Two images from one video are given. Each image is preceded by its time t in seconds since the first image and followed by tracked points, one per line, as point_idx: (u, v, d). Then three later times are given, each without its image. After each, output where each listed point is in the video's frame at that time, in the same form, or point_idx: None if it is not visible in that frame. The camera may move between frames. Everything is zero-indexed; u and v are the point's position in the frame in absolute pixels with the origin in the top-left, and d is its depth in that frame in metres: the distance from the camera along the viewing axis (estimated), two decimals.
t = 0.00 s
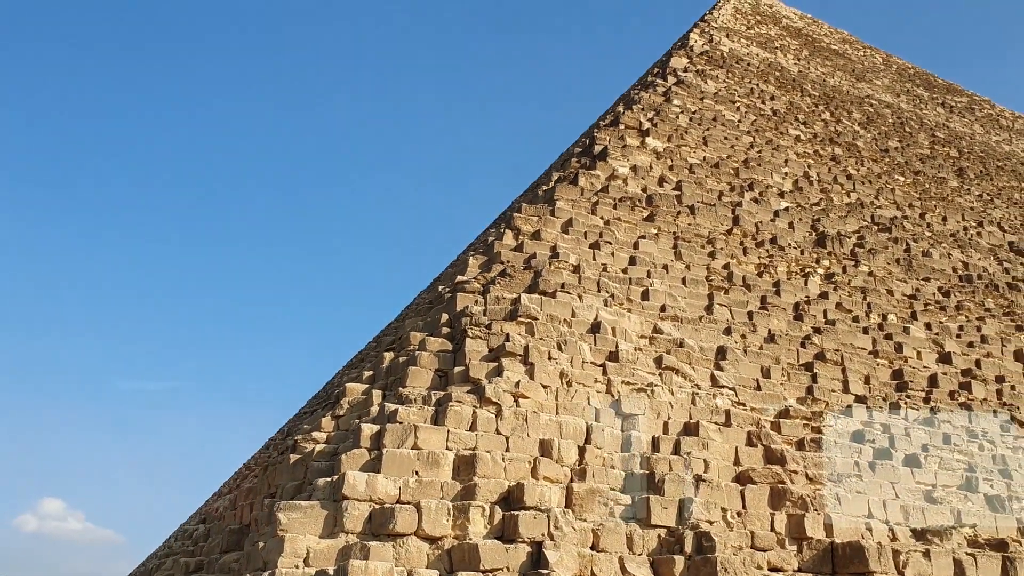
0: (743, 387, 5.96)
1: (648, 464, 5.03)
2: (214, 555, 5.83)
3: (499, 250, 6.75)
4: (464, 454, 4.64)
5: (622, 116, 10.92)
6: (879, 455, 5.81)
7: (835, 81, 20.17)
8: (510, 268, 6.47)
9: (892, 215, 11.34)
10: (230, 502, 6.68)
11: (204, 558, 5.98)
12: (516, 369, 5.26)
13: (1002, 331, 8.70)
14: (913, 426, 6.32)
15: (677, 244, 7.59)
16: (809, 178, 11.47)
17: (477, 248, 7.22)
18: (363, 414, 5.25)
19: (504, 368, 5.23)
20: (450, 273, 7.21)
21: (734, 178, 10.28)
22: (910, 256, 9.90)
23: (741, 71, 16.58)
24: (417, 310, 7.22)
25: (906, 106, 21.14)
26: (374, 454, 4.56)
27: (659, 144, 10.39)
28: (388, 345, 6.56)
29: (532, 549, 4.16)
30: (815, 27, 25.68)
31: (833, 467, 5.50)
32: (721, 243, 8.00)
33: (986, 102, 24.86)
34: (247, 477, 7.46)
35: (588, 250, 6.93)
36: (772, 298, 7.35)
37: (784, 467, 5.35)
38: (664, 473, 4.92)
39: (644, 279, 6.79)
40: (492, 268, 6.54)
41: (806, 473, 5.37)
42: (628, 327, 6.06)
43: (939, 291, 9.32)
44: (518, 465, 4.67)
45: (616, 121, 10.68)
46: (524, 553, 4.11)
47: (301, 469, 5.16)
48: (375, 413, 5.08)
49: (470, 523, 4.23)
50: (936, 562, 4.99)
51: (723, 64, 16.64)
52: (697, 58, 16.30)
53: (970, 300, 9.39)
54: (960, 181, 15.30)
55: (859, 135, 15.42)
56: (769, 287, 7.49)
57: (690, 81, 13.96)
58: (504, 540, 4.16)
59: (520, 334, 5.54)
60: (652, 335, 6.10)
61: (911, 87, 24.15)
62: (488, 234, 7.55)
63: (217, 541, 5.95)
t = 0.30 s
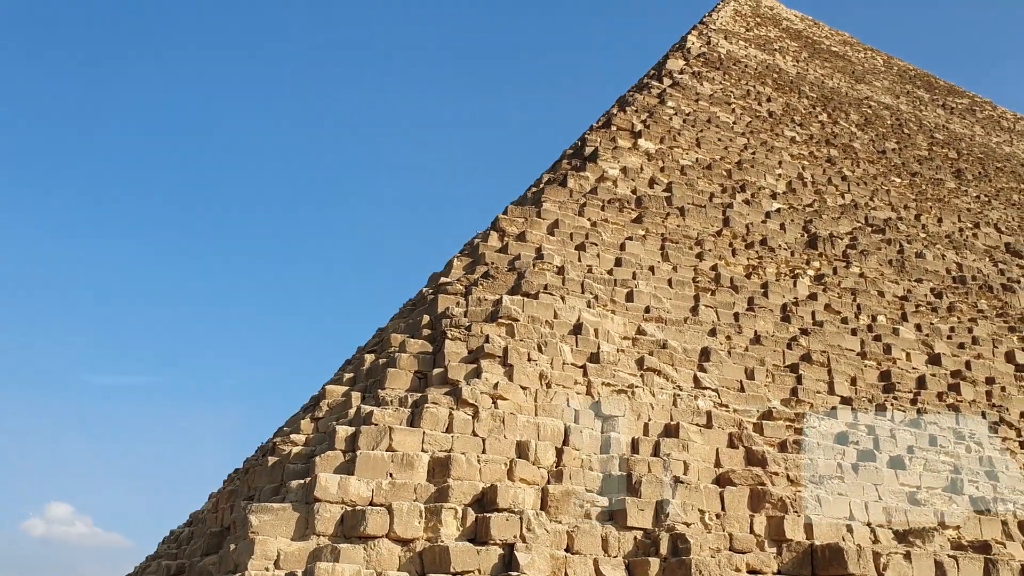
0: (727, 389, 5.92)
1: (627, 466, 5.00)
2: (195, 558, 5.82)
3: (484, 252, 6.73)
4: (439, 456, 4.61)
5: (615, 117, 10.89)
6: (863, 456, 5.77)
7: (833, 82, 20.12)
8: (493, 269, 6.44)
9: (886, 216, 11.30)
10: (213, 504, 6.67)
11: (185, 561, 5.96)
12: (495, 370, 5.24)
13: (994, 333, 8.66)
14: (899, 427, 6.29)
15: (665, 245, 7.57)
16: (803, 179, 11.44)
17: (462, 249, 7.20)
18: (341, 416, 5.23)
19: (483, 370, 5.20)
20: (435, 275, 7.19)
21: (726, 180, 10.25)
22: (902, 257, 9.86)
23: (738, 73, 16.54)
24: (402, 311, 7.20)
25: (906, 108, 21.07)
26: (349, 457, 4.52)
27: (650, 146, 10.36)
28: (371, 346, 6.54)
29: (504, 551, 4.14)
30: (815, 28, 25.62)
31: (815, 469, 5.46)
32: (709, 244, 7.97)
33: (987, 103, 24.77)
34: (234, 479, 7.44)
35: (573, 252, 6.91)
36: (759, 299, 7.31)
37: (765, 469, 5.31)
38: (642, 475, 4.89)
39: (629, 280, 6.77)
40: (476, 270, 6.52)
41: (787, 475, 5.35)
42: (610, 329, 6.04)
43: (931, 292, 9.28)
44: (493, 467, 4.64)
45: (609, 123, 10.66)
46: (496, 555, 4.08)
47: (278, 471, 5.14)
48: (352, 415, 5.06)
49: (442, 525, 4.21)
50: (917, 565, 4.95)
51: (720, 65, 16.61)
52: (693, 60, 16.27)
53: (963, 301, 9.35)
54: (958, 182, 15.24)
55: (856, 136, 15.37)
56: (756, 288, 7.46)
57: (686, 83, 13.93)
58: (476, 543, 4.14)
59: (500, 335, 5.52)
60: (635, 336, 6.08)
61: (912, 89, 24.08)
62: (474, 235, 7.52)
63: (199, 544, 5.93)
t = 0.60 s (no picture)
0: (713, 391, 5.89)
1: (609, 468, 4.96)
2: (179, 562, 5.81)
3: (471, 255, 6.71)
4: (417, 459, 4.58)
5: (610, 120, 10.86)
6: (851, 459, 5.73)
7: (836, 85, 20.05)
8: (480, 271, 6.42)
9: (884, 218, 11.23)
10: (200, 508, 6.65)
11: (170, 565, 5.94)
12: (477, 373, 5.21)
13: (990, 335, 8.59)
14: (889, 430, 6.24)
15: (655, 247, 7.53)
16: (800, 182, 11.38)
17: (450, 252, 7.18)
18: (322, 419, 5.21)
19: (465, 372, 5.17)
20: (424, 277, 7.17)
21: (722, 182, 10.21)
22: (899, 259, 9.80)
23: (738, 75, 16.50)
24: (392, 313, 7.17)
25: (909, 110, 20.98)
26: (327, 459, 4.51)
27: (645, 148, 10.32)
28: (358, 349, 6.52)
29: (479, 555, 4.11)
30: (818, 31, 25.54)
31: (801, 472, 5.42)
32: (701, 246, 7.93)
33: (991, 105, 24.65)
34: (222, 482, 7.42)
35: (561, 254, 6.88)
36: (750, 301, 7.27)
37: (749, 472, 5.27)
38: (623, 478, 4.86)
39: (617, 282, 6.74)
40: (463, 272, 6.50)
41: (772, 478, 5.31)
42: (596, 331, 6.01)
43: (927, 294, 9.22)
44: (473, 470, 4.61)
45: (604, 125, 10.63)
46: (470, 559, 4.06)
47: (259, 474, 5.12)
48: (332, 418, 5.04)
49: (417, 528, 4.18)
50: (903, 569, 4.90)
51: (720, 67, 16.57)
52: (693, 63, 16.23)
53: (959, 304, 9.29)
54: (959, 184, 15.16)
55: (857, 139, 15.31)
56: (747, 291, 7.42)
57: (684, 85, 13.89)
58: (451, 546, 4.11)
59: (483, 338, 5.50)
60: (622, 339, 6.05)
61: (916, 91, 23.98)
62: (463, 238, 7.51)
63: (184, 548, 5.91)
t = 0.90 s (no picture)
0: (698, 394, 5.85)
1: (589, 471, 4.93)
2: (162, 566, 5.79)
3: (458, 257, 6.69)
4: (394, 462, 4.56)
5: (605, 123, 10.82)
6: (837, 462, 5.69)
7: (837, 87, 19.98)
8: (466, 274, 6.40)
9: (881, 220, 11.18)
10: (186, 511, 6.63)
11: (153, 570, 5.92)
12: (458, 376, 5.18)
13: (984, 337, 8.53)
14: (877, 432, 6.19)
15: (644, 249, 7.50)
16: (797, 184, 11.34)
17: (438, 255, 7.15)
18: (302, 422, 5.19)
19: (445, 375, 5.15)
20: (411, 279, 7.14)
21: (716, 184, 10.16)
22: (895, 261, 9.75)
23: (738, 78, 16.45)
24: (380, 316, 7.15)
25: (912, 112, 20.90)
26: (302, 462, 4.49)
27: (639, 151, 10.29)
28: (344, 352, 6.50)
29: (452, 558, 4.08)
30: (821, 34, 25.48)
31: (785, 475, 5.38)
32: (691, 249, 7.89)
33: (995, 106, 24.54)
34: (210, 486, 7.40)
35: (549, 257, 6.86)
36: (740, 303, 7.23)
37: (732, 475, 5.24)
38: (603, 481, 4.82)
39: (604, 284, 6.70)
40: (448, 275, 6.47)
41: (755, 481, 5.27)
42: (581, 334, 5.98)
43: (922, 297, 9.16)
44: (450, 473, 4.59)
45: (599, 128, 10.61)
46: (443, 562, 4.04)
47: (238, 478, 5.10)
48: (312, 421, 5.02)
49: (390, 531, 4.15)
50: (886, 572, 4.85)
51: (720, 70, 16.52)
52: (692, 65, 16.19)
53: (955, 306, 9.23)
54: (960, 186, 15.09)
55: (856, 141, 15.24)
56: (737, 293, 7.38)
57: (682, 87, 13.86)
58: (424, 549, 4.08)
59: (465, 341, 5.47)
60: (607, 341, 6.01)
61: (919, 93, 23.89)
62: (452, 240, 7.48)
63: (166, 553, 5.89)
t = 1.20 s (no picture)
0: (682, 395, 5.81)
1: (568, 473, 4.90)
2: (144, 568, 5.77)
3: (443, 258, 6.66)
4: (369, 464, 4.53)
5: (599, 124, 10.79)
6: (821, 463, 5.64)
7: (838, 89, 19.92)
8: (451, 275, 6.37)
9: (877, 221, 11.11)
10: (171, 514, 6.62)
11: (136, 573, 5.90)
12: (437, 377, 5.15)
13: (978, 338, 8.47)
14: (865, 433, 6.14)
15: (633, 250, 7.46)
16: (793, 185, 11.29)
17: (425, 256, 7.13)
18: (281, 424, 5.16)
19: (424, 377, 5.12)
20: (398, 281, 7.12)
21: (710, 186, 10.12)
22: (889, 262, 9.69)
23: (737, 79, 16.40)
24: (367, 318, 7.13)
25: (914, 113, 20.81)
26: (277, 464, 4.46)
27: (633, 152, 10.26)
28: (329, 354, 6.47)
29: (424, 560, 4.06)
30: (823, 35, 25.41)
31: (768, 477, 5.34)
32: (681, 249, 7.85)
33: (998, 107, 24.43)
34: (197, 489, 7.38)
35: (535, 258, 6.82)
36: (728, 304, 7.19)
37: (714, 477, 5.20)
38: (581, 483, 4.79)
39: (591, 285, 6.67)
40: (433, 276, 6.45)
41: (737, 482, 5.24)
42: (565, 335, 5.95)
43: (917, 297, 9.10)
44: (426, 474, 4.56)
45: (593, 129, 10.57)
46: (414, 564, 4.01)
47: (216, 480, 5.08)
48: (290, 423, 4.99)
49: (363, 534, 4.13)
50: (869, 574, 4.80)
51: (719, 71, 16.48)
52: (691, 67, 16.15)
53: (949, 307, 9.17)
54: (960, 187, 15.01)
55: (856, 142, 15.16)
56: (726, 294, 7.34)
57: (680, 89, 13.82)
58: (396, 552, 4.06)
59: (446, 342, 5.44)
60: (591, 342, 5.98)
61: (921, 94, 23.80)
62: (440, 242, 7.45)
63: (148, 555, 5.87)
